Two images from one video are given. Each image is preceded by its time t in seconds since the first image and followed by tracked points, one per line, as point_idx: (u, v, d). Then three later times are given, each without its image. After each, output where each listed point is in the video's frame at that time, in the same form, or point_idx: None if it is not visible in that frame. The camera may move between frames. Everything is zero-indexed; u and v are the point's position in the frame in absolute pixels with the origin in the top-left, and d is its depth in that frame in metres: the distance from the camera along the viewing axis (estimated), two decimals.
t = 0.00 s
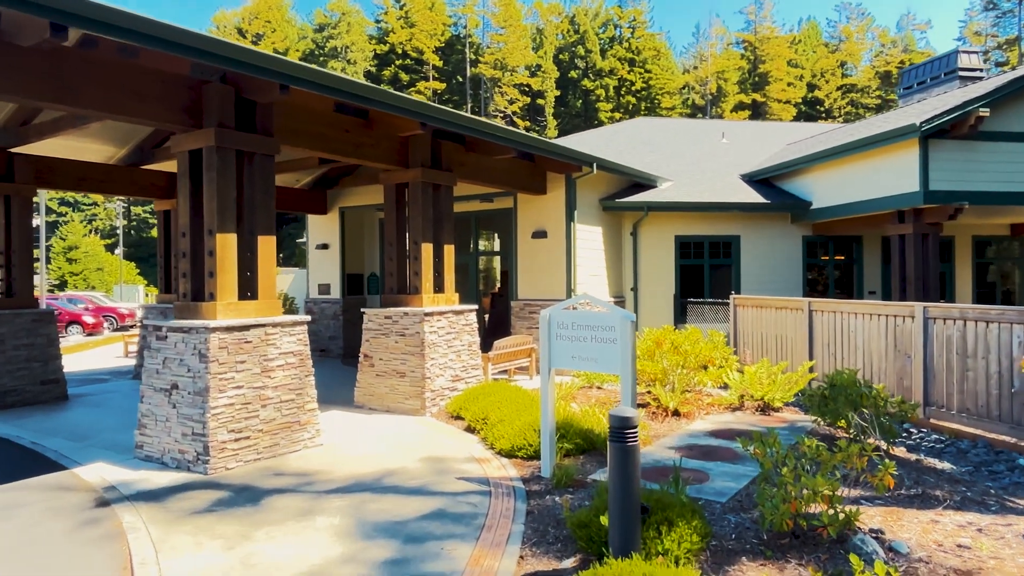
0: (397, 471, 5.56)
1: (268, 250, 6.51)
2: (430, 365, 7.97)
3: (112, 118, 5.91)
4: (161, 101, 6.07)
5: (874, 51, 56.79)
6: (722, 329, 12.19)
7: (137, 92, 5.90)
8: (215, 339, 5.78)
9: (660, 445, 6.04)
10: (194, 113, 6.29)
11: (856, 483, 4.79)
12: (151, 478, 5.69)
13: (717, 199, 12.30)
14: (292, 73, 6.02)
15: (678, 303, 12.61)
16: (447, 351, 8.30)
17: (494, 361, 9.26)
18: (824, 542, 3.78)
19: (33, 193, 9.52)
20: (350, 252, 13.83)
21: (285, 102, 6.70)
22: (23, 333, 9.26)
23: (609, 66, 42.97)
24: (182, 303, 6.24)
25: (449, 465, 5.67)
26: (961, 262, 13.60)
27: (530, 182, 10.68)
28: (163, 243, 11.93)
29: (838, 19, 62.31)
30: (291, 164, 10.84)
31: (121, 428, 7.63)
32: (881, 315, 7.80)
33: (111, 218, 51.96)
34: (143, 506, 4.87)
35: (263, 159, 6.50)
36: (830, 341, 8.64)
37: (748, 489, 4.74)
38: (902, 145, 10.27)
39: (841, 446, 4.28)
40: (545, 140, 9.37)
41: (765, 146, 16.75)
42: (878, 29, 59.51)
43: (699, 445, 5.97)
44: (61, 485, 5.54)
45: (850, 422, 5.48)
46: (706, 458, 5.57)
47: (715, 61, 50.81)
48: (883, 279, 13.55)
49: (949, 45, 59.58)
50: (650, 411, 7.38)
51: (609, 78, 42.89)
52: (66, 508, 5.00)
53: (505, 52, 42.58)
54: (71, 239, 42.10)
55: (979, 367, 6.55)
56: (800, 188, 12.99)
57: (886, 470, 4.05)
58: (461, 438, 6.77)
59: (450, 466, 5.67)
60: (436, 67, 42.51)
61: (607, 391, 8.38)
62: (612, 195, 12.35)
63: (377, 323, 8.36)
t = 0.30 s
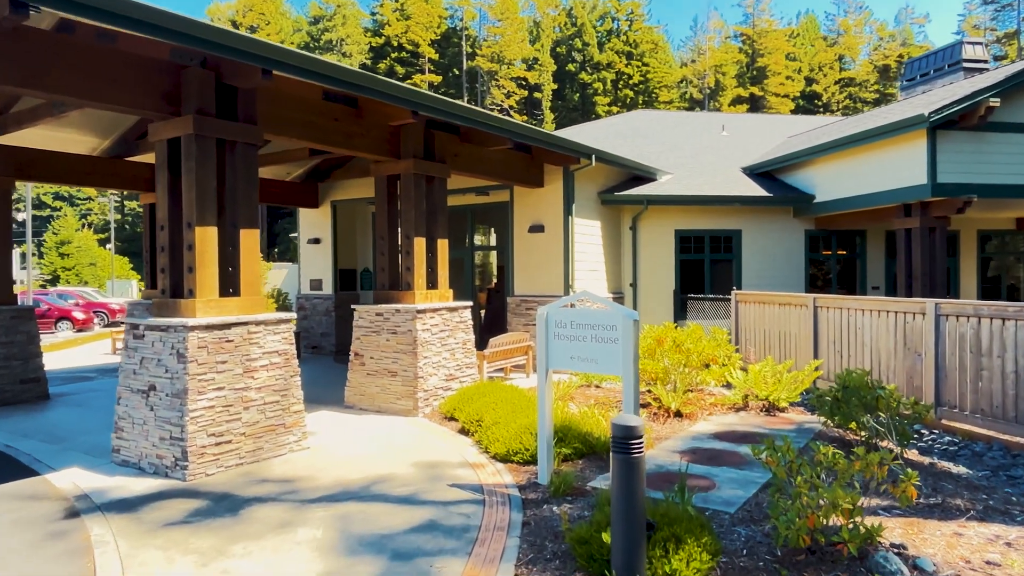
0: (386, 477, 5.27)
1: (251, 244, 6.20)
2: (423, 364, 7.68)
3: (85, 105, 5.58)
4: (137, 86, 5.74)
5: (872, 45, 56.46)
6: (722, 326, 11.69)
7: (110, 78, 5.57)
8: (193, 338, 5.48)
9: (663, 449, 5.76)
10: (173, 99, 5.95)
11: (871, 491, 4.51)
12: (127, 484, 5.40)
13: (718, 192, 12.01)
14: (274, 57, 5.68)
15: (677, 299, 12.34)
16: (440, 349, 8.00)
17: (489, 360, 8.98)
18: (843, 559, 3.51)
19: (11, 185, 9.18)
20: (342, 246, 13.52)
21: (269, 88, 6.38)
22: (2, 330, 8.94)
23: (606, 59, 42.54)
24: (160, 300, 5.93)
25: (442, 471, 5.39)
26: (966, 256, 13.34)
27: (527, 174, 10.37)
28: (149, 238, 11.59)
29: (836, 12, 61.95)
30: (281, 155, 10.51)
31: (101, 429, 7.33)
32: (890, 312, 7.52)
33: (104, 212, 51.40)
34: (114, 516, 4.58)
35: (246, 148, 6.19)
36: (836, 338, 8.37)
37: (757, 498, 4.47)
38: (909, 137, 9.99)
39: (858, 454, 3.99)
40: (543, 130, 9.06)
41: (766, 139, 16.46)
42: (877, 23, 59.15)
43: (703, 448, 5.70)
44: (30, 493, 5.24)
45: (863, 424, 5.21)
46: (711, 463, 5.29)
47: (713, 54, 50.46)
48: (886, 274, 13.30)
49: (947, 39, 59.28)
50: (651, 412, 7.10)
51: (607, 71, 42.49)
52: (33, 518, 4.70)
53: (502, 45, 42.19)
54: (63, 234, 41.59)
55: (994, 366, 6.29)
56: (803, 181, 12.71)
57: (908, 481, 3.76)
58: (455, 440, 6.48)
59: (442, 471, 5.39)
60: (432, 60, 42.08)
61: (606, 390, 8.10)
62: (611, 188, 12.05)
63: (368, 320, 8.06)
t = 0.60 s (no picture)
0: (373, 482, 5.00)
1: (231, 235, 5.89)
2: (414, 362, 7.40)
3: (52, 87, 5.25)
4: (109, 69, 5.41)
5: (871, 38, 56.11)
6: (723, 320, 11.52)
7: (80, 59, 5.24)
8: (169, 335, 5.19)
9: (664, 451, 5.49)
10: (148, 83, 5.62)
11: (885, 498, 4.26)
12: (99, 490, 5.11)
13: (718, 184, 11.73)
14: (253, 37, 5.33)
15: (676, 294, 12.08)
16: (432, 346, 7.72)
17: (483, 356, 8.70)
18: None
19: None
20: (334, 240, 13.20)
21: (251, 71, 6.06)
22: None
23: (603, 52, 42.12)
24: (136, 295, 5.64)
25: (432, 475, 5.11)
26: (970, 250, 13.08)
27: (522, 166, 10.07)
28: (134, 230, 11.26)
29: (835, 6, 61.52)
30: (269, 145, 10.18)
31: (79, 430, 7.03)
32: (898, 307, 7.26)
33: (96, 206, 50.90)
34: (82, 526, 4.29)
35: (226, 135, 5.88)
36: (841, 334, 8.11)
37: (766, 505, 4.20)
38: (915, 127, 9.71)
39: (877, 461, 3.70)
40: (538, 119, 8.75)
41: (766, 131, 16.17)
42: (875, 16, 58.76)
43: (706, 450, 5.43)
44: None
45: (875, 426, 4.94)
46: (716, 467, 5.03)
47: (711, 48, 50.09)
48: (888, 268, 13.04)
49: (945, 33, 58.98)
50: (651, 411, 6.84)
51: (604, 64, 42.08)
52: None
53: (499, 38, 41.77)
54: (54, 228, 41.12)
55: (1008, 364, 6.02)
56: (804, 174, 12.44)
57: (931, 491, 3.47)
58: (446, 442, 6.20)
59: (431, 475, 5.11)
60: (427, 53, 41.66)
61: (604, 389, 7.83)
62: (609, 180, 11.77)
63: (357, 315, 7.77)
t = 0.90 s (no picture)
0: (355, 492, 4.71)
1: (207, 229, 5.59)
2: (403, 361, 7.10)
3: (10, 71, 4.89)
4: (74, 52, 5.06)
5: (866, 32, 55.87)
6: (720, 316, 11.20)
7: (41, 41, 4.89)
8: (139, 335, 4.88)
9: (664, 456, 5.22)
10: (116, 67, 5.27)
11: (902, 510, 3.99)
12: (65, 500, 4.82)
13: (716, 177, 11.46)
14: (232, 20, 4.97)
15: (673, 289, 11.81)
16: (421, 344, 7.42)
17: (475, 355, 8.41)
18: None
19: None
20: (323, 234, 12.87)
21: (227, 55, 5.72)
22: None
23: (598, 45, 41.71)
24: (106, 293, 5.33)
25: (419, 484, 4.82)
26: (970, 245, 12.88)
27: (516, 157, 9.77)
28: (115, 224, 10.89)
29: None
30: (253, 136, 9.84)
31: (51, 434, 6.71)
32: (905, 305, 6.99)
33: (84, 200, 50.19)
34: (40, 543, 3.99)
35: (201, 123, 5.56)
36: (844, 332, 7.87)
37: (775, 518, 3.94)
38: (920, 118, 9.43)
39: (898, 474, 3.41)
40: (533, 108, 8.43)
41: (764, 123, 15.91)
42: (871, 10, 58.48)
43: (710, 456, 5.18)
44: None
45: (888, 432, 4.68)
46: (719, 474, 4.77)
47: (707, 41, 49.74)
48: (889, 263, 12.80)
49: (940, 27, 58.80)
50: (650, 413, 6.57)
51: (599, 57, 41.67)
52: None
53: (493, 30, 41.28)
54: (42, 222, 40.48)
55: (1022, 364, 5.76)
56: (804, 166, 12.17)
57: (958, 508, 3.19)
58: (436, 446, 5.93)
59: (420, 484, 4.83)
60: (421, 45, 41.15)
61: (601, 389, 7.58)
62: (605, 173, 11.47)
63: (344, 313, 7.46)
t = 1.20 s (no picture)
0: (337, 498, 4.42)
1: (180, 218, 5.25)
2: (390, 358, 6.80)
3: None
4: (33, 27, 4.69)
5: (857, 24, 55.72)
6: (716, 310, 10.97)
7: None
8: (106, 332, 4.55)
9: (665, 457, 4.95)
10: (80, 43, 4.91)
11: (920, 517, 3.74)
12: (27, 508, 4.50)
13: (712, 167, 11.19)
14: None
15: (668, 282, 11.56)
16: (410, 339, 7.12)
17: (466, 350, 8.12)
18: None
19: None
20: (309, 225, 12.52)
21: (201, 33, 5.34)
22: None
23: (589, 36, 41.32)
24: (72, 286, 5.00)
25: (405, 489, 4.53)
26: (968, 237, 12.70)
27: (507, 145, 9.47)
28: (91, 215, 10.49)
29: None
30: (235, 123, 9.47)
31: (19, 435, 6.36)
32: (911, 298, 6.76)
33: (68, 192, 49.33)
34: None
35: (172, 105, 5.21)
36: (846, 326, 7.63)
37: (786, 526, 3.68)
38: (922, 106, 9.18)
39: (924, 479, 3.14)
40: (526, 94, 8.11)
41: (760, 113, 15.65)
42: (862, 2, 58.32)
43: (713, 456, 4.92)
44: None
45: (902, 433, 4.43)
46: (723, 477, 4.51)
47: (698, 33, 49.45)
48: (887, 255, 12.59)
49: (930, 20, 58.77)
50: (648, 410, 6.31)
51: (590, 49, 41.27)
52: None
53: (484, 21, 40.78)
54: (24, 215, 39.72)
55: None
56: (802, 156, 11.93)
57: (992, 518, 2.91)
58: (424, 446, 5.64)
59: (406, 489, 4.54)
60: (410, 36, 40.61)
61: (596, 385, 7.31)
62: (599, 162, 11.18)
63: (328, 307, 7.15)
